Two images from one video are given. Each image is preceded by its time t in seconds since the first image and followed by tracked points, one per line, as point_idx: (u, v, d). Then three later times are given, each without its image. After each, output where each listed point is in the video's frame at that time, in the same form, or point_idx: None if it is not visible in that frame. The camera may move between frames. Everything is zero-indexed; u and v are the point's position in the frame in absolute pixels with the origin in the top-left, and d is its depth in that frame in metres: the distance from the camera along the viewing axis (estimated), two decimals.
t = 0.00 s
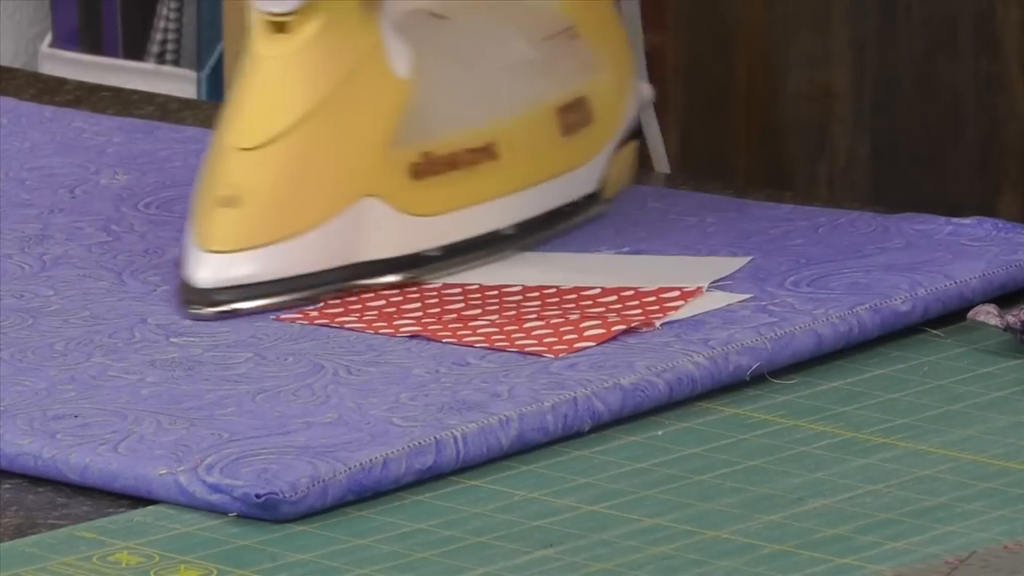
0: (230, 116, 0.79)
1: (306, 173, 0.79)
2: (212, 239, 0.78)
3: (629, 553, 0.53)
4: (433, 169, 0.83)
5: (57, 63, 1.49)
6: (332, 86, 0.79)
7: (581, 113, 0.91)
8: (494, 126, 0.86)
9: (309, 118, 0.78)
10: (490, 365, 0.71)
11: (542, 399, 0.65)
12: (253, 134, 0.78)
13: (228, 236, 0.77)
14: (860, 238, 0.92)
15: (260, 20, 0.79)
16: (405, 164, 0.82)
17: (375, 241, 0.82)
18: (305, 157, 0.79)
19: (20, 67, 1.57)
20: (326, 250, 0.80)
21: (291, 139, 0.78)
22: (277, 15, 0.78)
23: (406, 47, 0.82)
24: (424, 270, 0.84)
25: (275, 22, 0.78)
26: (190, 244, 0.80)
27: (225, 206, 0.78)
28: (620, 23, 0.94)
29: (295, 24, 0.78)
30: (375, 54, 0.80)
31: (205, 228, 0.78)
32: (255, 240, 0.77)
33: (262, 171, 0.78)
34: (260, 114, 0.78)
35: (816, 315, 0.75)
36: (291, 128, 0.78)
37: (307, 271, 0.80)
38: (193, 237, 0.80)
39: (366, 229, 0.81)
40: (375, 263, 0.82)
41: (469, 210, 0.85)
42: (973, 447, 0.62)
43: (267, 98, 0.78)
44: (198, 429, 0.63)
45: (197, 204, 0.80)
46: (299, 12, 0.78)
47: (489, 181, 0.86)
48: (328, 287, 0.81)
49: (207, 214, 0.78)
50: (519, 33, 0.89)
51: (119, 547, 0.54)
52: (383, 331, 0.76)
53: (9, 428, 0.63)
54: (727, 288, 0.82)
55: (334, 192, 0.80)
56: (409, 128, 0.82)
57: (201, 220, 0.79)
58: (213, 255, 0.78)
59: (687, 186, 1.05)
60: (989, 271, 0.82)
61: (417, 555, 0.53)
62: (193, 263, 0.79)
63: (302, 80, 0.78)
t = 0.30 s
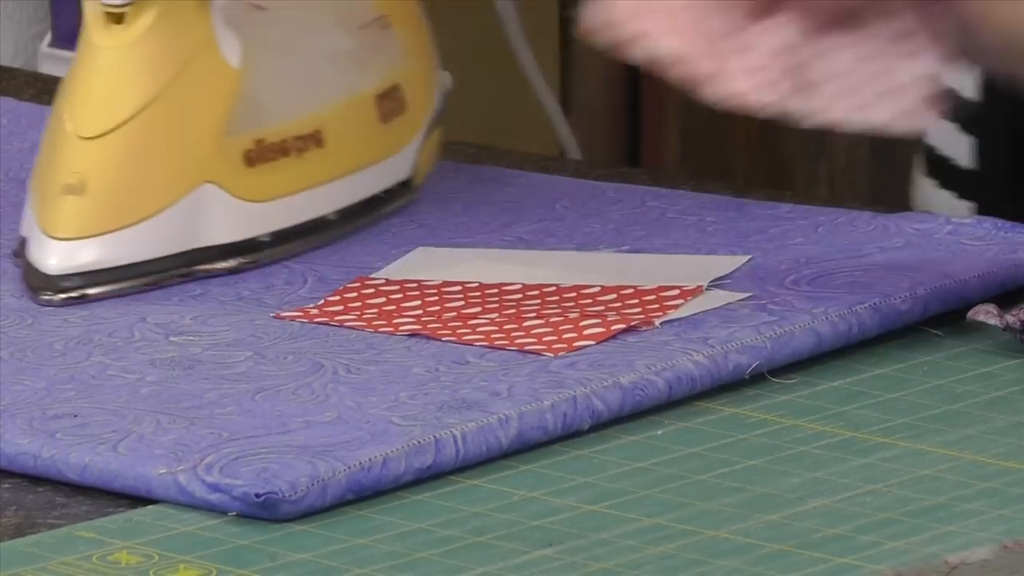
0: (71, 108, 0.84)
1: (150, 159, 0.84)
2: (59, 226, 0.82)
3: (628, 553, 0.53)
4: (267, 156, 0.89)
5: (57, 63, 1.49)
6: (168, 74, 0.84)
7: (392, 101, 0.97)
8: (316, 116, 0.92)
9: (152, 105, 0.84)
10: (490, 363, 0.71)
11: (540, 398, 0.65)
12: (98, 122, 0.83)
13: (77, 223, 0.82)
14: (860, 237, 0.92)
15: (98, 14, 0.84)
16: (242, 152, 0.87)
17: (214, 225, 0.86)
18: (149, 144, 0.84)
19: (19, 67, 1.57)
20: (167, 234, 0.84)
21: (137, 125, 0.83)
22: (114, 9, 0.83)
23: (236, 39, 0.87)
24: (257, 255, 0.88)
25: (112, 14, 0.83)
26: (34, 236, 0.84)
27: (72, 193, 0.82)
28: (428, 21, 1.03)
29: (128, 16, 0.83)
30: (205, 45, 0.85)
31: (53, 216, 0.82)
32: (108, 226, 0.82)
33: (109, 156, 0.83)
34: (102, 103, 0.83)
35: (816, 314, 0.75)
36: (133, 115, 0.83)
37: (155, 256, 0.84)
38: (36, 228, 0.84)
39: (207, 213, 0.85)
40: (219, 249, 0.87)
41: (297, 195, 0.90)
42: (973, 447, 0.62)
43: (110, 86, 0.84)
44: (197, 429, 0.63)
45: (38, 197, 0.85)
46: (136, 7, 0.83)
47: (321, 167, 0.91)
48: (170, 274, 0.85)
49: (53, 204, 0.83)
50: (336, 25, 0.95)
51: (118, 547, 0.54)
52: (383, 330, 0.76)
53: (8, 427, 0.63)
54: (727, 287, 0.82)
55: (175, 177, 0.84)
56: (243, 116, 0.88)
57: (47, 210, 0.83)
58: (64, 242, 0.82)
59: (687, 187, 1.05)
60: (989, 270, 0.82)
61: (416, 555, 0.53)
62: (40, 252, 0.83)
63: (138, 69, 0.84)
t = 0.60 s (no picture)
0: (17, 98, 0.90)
1: (104, 141, 0.91)
2: (22, 211, 0.87)
3: (628, 553, 0.53)
4: (203, 139, 0.97)
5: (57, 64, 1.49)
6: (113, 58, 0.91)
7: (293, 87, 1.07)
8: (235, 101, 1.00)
9: (102, 89, 0.91)
10: (490, 364, 0.71)
11: (540, 398, 0.65)
12: (51, 107, 0.89)
13: (40, 207, 0.87)
14: (860, 237, 0.92)
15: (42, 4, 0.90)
16: (181, 135, 0.95)
17: (160, 206, 0.93)
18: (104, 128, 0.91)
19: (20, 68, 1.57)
20: (124, 215, 0.91)
21: (92, 108, 0.90)
22: None
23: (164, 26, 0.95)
24: (195, 236, 0.96)
25: (56, 3, 0.90)
26: None
27: (33, 178, 0.88)
28: (307, 14, 1.14)
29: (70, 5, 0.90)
30: (144, 33, 0.93)
31: (14, 202, 0.88)
32: (71, 209, 0.88)
33: (69, 137, 0.89)
34: (54, 90, 0.89)
35: (816, 315, 0.75)
36: (88, 98, 0.90)
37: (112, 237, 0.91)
38: None
39: (155, 193, 0.93)
40: (167, 231, 0.95)
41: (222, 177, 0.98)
42: (973, 447, 0.62)
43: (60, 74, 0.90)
44: (197, 428, 0.63)
45: None
46: None
47: (242, 150, 1.00)
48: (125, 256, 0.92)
49: (11, 191, 0.88)
50: (241, 11, 1.03)
51: (117, 547, 0.54)
52: (383, 330, 0.76)
53: (8, 427, 0.63)
54: (728, 288, 0.82)
55: (125, 158, 0.92)
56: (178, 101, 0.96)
57: (5, 198, 0.88)
58: (30, 226, 0.87)
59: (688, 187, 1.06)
60: (989, 270, 0.82)
61: (416, 555, 0.53)
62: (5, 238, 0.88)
63: (83, 54, 0.90)
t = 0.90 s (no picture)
0: (32, 98, 0.91)
1: (121, 138, 0.92)
2: (47, 210, 0.88)
3: (628, 553, 0.53)
4: (210, 135, 0.98)
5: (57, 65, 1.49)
6: (126, 56, 0.92)
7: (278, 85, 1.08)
8: (235, 94, 1.01)
9: (116, 87, 0.91)
10: (490, 364, 0.71)
11: (540, 398, 0.65)
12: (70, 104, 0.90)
13: (63, 204, 0.88)
14: (859, 238, 0.92)
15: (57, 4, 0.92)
16: (190, 131, 0.96)
17: (174, 202, 0.95)
18: (120, 126, 0.92)
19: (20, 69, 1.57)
20: (141, 212, 0.92)
21: (107, 106, 0.91)
22: None
23: (166, 22, 0.96)
24: (205, 233, 0.97)
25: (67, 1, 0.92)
26: (12, 224, 0.90)
27: (54, 176, 0.89)
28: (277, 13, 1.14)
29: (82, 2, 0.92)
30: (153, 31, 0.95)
31: (36, 201, 0.88)
32: (92, 207, 0.89)
33: (86, 136, 0.90)
34: (67, 90, 0.90)
35: (816, 315, 0.75)
36: (101, 97, 0.91)
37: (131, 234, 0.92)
38: (14, 216, 0.89)
39: (169, 190, 0.94)
40: (182, 228, 0.96)
41: (228, 172, 0.99)
42: (974, 447, 0.62)
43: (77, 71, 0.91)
44: (196, 429, 0.63)
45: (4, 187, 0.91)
46: None
47: (244, 144, 1.01)
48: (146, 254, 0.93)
49: (33, 190, 0.89)
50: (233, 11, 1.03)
51: (118, 547, 0.54)
52: (383, 330, 0.76)
53: (8, 427, 0.63)
54: (728, 288, 0.82)
55: (142, 154, 0.93)
56: (186, 97, 0.97)
57: (25, 196, 0.89)
58: (55, 223, 0.88)
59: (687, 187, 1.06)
60: (989, 270, 0.82)
61: (416, 555, 0.53)
62: (31, 238, 0.89)
63: (94, 53, 0.91)
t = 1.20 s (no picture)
0: (57, 97, 0.92)
1: (147, 137, 0.92)
2: (77, 208, 0.89)
3: (628, 553, 0.53)
4: (230, 133, 0.98)
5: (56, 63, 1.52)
6: (150, 55, 0.93)
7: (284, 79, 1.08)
8: (251, 91, 1.01)
9: (142, 85, 0.92)
10: (489, 364, 0.71)
11: (541, 398, 0.65)
12: (96, 104, 0.91)
13: (93, 202, 0.89)
14: (859, 238, 0.92)
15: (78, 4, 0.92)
16: (212, 129, 0.97)
17: (200, 200, 0.95)
18: (147, 125, 0.92)
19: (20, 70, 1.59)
20: (168, 212, 0.93)
21: (133, 106, 0.92)
22: None
23: (185, 23, 0.96)
24: (231, 229, 0.98)
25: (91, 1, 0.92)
26: (39, 222, 0.90)
27: (85, 175, 0.89)
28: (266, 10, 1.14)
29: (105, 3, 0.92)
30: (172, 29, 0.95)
31: (65, 199, 0.89)
32: (120, 207, 0.90)
33: (115, 134, 0.91)
34: (93, 89, 0.91)
35: (816, 316, 0.75)
36: (127, 96, 0.91)
37: (161, 232, 0.93)
38: (43, 216, 0.90)
39: (195, 186, 0.95)
40: (208, 226, 0.96)
41: (245, 171, 1.00)
42: (974, 447, 0.62)
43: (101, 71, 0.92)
44: (196, 429, 0.63)
45: (31, 184, 0.92)
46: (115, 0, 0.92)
47: (257, 142, 1.01)
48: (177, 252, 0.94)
49: (62, 188, 0.90)
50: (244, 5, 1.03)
51: (118, 547, 0.54)
52: (383, 330, 0.76)
53: (8, 427, 0.63)
54: (727, 288, 0.83)
55: (167, 152, 0.93)
56: (204, 98, 0.97)
57: (53, 193, 0.90)
58: (85, 223, 0.89)
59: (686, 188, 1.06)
60: (988, 271, 0.82)
61: (416, 555, 0.53)
62: (62, 237, 0.89)
63: (118, 52, 0.92)
